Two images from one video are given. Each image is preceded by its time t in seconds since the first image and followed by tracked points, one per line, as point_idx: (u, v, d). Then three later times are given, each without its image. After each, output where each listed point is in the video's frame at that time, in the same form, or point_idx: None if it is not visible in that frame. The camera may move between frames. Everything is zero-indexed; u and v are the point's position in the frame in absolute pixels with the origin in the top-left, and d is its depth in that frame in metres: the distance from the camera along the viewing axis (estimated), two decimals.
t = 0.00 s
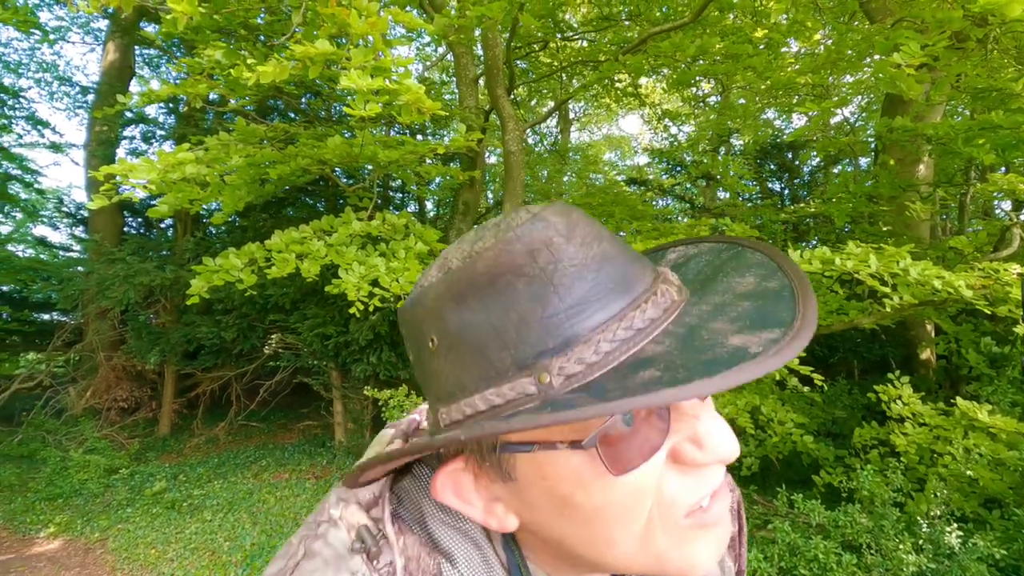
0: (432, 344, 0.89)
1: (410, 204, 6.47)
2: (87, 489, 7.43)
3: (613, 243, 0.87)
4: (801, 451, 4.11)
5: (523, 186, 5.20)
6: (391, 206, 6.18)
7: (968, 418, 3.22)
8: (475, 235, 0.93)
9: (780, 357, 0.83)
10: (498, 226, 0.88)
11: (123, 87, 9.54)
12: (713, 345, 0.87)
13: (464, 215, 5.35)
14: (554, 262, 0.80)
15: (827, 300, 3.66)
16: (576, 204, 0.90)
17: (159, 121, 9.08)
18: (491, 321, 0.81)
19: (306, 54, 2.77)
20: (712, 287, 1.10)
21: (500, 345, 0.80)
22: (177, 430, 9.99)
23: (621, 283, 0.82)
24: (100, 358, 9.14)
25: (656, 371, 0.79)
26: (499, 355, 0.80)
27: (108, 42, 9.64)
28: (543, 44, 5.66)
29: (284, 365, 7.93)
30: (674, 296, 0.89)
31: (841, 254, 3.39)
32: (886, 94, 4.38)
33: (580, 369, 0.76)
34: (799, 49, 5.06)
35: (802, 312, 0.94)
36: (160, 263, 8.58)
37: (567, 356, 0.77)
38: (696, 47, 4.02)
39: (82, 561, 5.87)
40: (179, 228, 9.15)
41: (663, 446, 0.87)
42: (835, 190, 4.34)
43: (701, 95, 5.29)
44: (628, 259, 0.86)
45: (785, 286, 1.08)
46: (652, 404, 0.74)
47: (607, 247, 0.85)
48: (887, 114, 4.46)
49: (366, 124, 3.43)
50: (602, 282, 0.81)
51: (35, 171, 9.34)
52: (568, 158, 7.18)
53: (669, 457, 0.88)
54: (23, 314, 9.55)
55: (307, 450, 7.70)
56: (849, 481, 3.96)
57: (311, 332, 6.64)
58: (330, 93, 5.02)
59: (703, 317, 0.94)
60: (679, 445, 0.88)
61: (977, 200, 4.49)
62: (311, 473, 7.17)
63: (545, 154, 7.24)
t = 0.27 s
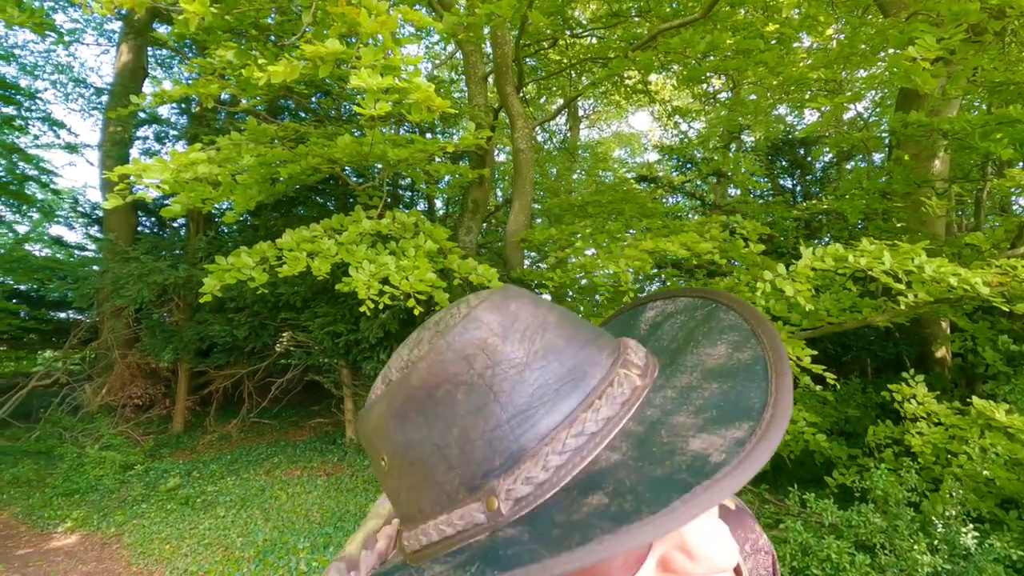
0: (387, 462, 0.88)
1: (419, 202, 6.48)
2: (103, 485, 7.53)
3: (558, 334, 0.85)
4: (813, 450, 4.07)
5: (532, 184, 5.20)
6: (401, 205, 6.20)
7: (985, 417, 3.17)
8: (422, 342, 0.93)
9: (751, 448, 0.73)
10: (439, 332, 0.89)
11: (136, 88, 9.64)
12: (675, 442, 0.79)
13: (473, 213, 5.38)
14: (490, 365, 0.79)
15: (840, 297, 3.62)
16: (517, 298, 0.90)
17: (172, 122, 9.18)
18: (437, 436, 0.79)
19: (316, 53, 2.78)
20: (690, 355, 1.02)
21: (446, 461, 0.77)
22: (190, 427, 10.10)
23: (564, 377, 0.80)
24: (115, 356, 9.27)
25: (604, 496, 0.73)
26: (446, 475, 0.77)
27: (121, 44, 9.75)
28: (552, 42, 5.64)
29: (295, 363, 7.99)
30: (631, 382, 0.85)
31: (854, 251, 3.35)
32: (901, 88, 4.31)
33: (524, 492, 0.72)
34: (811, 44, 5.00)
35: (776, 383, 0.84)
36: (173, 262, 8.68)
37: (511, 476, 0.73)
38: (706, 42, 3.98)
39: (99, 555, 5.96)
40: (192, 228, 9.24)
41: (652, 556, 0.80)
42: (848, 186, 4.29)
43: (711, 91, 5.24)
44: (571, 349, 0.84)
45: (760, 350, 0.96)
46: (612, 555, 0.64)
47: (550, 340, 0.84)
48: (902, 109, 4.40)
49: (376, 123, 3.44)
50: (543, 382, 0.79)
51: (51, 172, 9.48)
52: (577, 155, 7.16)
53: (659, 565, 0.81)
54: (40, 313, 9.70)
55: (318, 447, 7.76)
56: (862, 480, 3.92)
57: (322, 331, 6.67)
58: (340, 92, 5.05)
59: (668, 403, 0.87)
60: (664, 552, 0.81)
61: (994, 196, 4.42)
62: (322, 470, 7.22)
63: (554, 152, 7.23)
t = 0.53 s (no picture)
0: None
1: (427, 202, 6.50)
2: (116, 483, 7.61)
3: (499, 449, 0.80)
4: (824, 450, 4.04)
5: (540, 183, 5.20)
6: (409, 205, 6.22)
7: (1000, 418, 3.13)
8: (367, 449, 0.89)
9: None
10: (380, 446, 0.85)
11: (148, 90, 9.74)
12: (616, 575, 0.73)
13: (481, 212, 5.42)
14: (423, 496, 0.77)
15: (851, 296, 3.59)
16: (459, 402, 0.84)
17: (183, 123, 9.27)
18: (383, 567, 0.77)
19: (324, 54, 2.79)
20: (660, 432, 0.90)
21: None
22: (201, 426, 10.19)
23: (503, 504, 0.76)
24: (128, 355, 9.37)
25: None
26: None
27: (133, 46, 9.85)
28: (560, 40, 5.63)
29: (305, 362, 8.04)
30: (581, 499, 0.80)
31: (866, 249, 3.32)
32: (912, 85, 4.28)
33: None
34: (822, 41, 4.96)
35: (727, 516, 0.71)
36: (184, 262, 8.75)
37: None
38: (715, 40, 3.94)
39: (112, 552, 6.03)
40: (203, 228, 9.33)
41: None
42: (860, 184, 4.25)
43: (720, 89, 5.22)
44: (513, 466, 0.80)
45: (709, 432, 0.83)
46: None
47: (489, 459, 0.79)
48: (914, 107, 4.36)
49: (384, 123, 3.45)
50: (479, 513, 0.76)
51: (65, 174, 9.60)
52: (585, 154, 7.15)
53: None
54: (54, 313, 9.83)
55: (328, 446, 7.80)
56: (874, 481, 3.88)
57: (331, 330, 6.71)
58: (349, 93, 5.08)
59: (617, 525, 0.78)
60: None
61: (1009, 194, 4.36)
62: (332, 469, 7.26)
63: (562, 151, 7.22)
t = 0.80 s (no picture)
0: None
1: (433, 198, 6.49)
2: (127, 477, 7.68)
3: (462, 492, 0.82)
4: (833, 447, 4.00)
5: (546, 178, 5.19)
6: (416, 200, 6.21)
7: (1013, 415, 3.08)
8: (336, 494, 0.91)
9: None
10: (345, 493, 0.86)
11: (155, 87, 9.78)
12: None
13: (488, 208, 5.42)
14: (387, 543, 0.78)
15: (862, 292, 3.55)
16: (424, 446, 0.86)
17: (191, 120, 9.31)
18: None
19: (331, 49, 2.78)
20: (625, 461, 0.90)
21: None
22: (210, 421, 10.27)
23: (465, 545, 0.78)
24: (137, 351, 9.44)
25: None
26: None
27: (140, 44, 9.89)
28: (567, 35, 5.60)
29: (312, 358, 8.08)
30: (546, 535, 0.81)
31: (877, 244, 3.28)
32: (924, 77, 4.22)
33: None
34: (832, 33, 4.90)
35: (689, 554, 0.71)
36: (192, 258, 8.80)
37: None
38: (724, 33, 3.90)
39: (123, 546, 6.09)
40: (211, 225, 9.38)
41: None
42: (870, 178, 4.20)
43: (728, 83, 5.17)
44: (477, 509, 0.81)
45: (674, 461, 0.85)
46: None
47: (452, 502, 0.81)
48: (925, 99, 4.31)
49: (391, 118, 3.44)
50: (442, 558, 0.77)
51: (74, 171, 9.67)
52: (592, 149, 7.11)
53: None
54: (65, 309, 9.94)
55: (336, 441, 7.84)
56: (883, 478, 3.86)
57: (338, 326, 6.72)
58: (355, 89, 5.08)
59: (581, 561, 0.78)
60: None
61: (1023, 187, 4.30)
62: (339, 464, 7.29)
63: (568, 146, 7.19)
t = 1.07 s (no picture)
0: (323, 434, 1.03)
1: (437, 198, 6.50)
2: (132, 477, 7.72)
3: (440, 292, 1.05)
4: (838, 447, 3.99)
5: (550, 179, 5.19)
6: (419, 201, 6.22)
7: (1018, 415, 3.07)
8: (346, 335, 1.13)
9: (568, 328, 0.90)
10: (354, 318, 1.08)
11: (160, 88, 9.84)
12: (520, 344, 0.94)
13: (491, 208, 5.42)
14: (383, 320, 0.99)
15: (866, 291, 3.54)
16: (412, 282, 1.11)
17: (196, 121, 9.35)
18: (353, 386, 0.97)
19: (335, 50, 2.79)
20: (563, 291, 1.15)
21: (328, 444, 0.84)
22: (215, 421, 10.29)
23: (444, 316, 0.98)
24: (143, 351, 9.49)
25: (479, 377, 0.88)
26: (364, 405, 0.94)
27: (146, 45, 9.95)
28: (570, 35, 5.60)
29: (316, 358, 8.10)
30: (503, 314, 1.02)
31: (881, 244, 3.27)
32: (929, 77, 4.20)
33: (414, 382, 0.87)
34: (836, 33, 4.89)
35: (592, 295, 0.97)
36: (197, 259, 8.83)
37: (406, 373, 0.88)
38: (727, 32, 3.90)
39: (129, 545, 6.12)
40: (215, 225, 9.42)
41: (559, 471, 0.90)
42: (876, 177, 4.18)
43: (732, 83, 5.15)
44: (453, 300, 1.03)
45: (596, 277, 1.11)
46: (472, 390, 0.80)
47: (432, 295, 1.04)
48: (930, 98, 4.29)
49: (395, 118, 3.45)
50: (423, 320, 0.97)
51: (80, 172, 9.74)
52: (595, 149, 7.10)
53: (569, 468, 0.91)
54: (72, 309, 10.01)
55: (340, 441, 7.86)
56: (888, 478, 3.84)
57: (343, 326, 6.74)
58: (359, 90, 5.09)
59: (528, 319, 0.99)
60: (567, 450, 0.92)
61: None
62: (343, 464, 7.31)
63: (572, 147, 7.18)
